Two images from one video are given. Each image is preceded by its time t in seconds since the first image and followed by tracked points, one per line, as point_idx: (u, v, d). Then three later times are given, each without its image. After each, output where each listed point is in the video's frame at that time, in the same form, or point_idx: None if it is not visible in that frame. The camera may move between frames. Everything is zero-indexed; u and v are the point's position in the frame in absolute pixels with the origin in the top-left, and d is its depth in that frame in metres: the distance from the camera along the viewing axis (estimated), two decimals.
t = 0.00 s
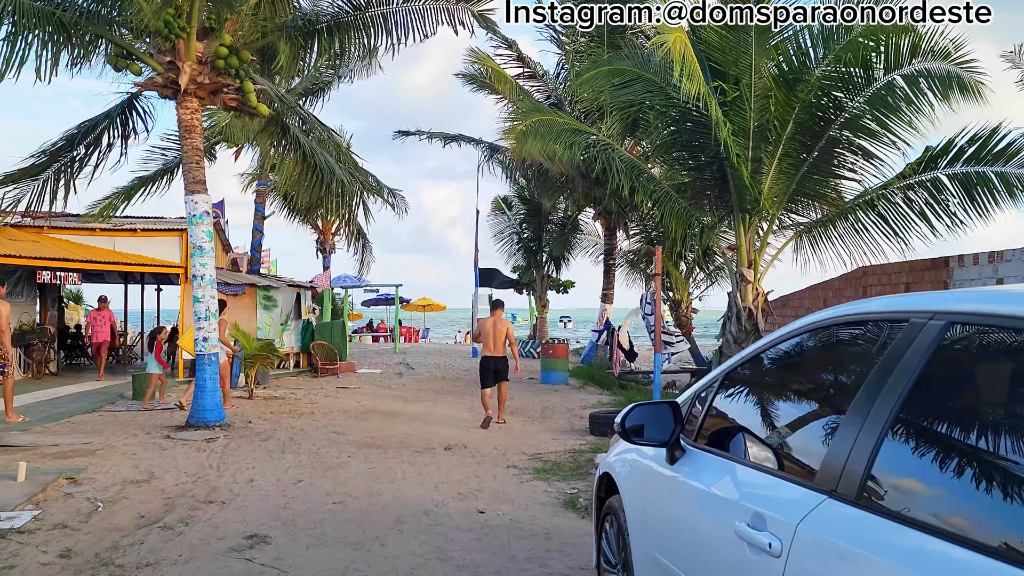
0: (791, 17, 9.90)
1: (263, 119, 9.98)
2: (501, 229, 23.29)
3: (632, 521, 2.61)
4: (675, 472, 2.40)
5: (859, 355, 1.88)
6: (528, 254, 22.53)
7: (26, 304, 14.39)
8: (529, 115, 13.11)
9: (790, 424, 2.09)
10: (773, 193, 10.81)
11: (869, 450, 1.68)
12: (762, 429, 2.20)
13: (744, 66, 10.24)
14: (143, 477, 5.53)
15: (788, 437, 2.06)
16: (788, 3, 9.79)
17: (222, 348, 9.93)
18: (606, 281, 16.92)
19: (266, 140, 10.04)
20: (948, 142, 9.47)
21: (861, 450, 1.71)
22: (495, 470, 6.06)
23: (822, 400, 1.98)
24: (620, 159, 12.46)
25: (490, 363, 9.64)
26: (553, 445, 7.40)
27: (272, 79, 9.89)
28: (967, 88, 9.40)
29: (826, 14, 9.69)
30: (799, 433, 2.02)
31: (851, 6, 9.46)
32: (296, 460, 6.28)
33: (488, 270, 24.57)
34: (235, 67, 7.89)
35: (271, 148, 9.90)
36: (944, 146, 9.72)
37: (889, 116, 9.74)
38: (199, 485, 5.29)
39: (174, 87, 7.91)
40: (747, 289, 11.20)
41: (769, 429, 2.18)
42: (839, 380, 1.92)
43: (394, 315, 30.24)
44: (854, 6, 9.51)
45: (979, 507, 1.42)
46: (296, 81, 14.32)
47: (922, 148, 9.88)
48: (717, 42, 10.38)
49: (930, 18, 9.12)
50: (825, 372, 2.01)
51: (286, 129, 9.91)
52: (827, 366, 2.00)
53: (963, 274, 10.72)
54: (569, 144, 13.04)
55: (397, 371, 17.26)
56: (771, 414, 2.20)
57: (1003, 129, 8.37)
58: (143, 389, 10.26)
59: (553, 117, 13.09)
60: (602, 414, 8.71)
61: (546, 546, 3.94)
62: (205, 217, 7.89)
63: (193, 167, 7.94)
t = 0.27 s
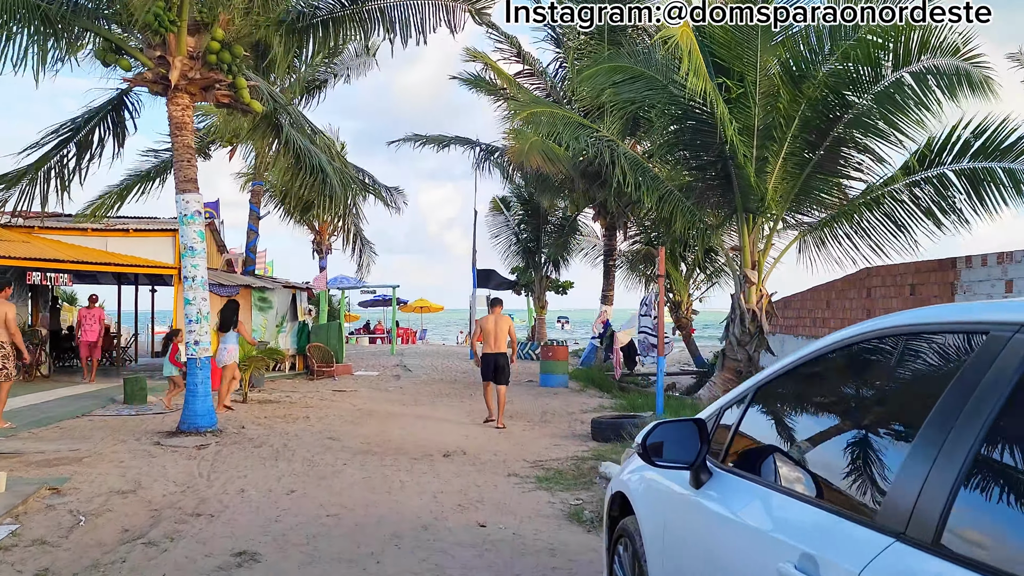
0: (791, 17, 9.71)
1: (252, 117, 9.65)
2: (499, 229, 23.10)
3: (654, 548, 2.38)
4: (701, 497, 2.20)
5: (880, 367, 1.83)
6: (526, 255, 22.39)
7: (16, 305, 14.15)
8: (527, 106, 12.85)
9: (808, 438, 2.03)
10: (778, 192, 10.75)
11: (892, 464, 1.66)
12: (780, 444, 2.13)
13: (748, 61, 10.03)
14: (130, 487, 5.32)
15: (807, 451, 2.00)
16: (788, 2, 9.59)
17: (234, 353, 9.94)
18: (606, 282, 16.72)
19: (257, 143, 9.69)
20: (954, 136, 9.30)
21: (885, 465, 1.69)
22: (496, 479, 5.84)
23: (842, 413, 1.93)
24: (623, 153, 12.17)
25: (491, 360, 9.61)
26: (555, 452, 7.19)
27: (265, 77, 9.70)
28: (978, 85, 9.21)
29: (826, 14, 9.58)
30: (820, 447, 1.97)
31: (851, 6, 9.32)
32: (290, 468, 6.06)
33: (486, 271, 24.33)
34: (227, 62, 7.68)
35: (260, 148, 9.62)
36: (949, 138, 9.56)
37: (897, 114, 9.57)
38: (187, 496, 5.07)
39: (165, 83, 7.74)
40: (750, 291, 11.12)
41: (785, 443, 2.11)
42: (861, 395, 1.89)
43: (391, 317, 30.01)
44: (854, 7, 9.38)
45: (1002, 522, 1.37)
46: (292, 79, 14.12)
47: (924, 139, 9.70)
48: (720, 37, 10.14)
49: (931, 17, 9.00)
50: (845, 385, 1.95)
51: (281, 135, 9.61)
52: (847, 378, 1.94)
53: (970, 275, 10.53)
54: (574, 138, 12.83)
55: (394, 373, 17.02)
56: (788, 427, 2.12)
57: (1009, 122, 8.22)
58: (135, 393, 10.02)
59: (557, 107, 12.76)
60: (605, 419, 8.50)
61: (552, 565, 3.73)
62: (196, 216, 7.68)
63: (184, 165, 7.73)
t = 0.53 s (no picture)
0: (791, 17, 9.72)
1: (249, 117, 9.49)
2: (498, 229, 22.91)
3: None
4: (736, 527, 2.01)
5: (907, 383, 1.79)
6: (526, 256, 22.21)
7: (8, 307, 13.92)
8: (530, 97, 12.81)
9: (835, 453, 1.98)
10: (784, 190, 10.59)
11: (926, 485, 1.65)
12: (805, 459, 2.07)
13: (754, 59, 9.93)
14: (120, 498, 5.11)
15: (833, 466, 1.96)
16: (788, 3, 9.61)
17: (256, 360, 9.64)
18: (607, 283, 16.53)
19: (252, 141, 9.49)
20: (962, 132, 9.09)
21: (918, 484, 1.68)
22: (500, 489, 5.65)
23: (871, 428, 1.88)
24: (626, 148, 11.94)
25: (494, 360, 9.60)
26: (559, 459, 6.99)
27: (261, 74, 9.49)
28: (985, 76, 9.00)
29: (826, 14, 9.57)
30: (847, 463, 1.92)
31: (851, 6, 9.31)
32: (286, 477, 5.86)
33: (486, 272, 24.11)
34: (222, 58, 7.47)
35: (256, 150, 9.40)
36: (955, 134, 9.38)
37: (905, 110, 9.37)
38: (179, 508, 4.87)
39: (158, 80, 7.51)
40: (756, 291, 10.88)
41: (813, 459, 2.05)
42: (889, 410, 1.84)
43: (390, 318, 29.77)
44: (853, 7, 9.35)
45: None
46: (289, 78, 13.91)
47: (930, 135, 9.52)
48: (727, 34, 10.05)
49: (931, 18, 8.72)
50: (873, 401, 1.89)
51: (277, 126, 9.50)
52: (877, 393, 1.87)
53: (980, 276, 10.33)
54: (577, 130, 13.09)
55: (393, 375, 16.81)
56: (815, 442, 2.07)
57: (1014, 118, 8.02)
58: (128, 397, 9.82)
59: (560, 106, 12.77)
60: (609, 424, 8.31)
61: None
62: (191, 217, 7.48)
63: (177, 164, 7.49)
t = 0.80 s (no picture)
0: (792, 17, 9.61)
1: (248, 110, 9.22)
2: (500, 229, 22.72)
3: None
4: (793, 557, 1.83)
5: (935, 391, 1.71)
6: (528, 257, 22.02)
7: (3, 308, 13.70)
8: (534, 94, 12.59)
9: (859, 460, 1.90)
10: (794, 187, 10.40)
11: (966, 493, 1.60)
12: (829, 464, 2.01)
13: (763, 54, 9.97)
14: (114, 507, 4.91)
15: (862, 474, 1.87)
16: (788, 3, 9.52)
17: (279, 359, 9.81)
18: (610, 283, 16.34)
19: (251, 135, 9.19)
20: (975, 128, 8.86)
21: (958, 493, 1.62)
22: (507, 495, 5.45)
23: (900, 433, 1.81)
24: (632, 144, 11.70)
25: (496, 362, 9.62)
26: (568, 463, 6.80)
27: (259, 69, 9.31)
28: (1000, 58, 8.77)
29: (826, 14, 9.60)
30: (877, 471, 1.84)
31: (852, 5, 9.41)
32: (286, 484, 5.66)
33: (486, 272, 23.89)
34: (219, 52, 7.24)
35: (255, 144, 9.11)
36: (966, 130, 9.19)
37: (917, 103, 9.13)
38: (175, 517, 4.67)
39: (154, 75, 7.30)
40: (765, 292, 10.68)
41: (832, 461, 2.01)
42: (920, 416, 1.76)
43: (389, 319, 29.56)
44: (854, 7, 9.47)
45: None
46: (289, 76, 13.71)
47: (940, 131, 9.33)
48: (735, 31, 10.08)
49: (932, 17, 8.63)
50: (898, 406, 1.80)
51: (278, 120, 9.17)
52: (898, 394, 1.78)
53: (992, 276, 10.14)
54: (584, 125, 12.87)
55: (394, 377, 16.60)
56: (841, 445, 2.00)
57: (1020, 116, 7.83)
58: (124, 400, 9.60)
59: (564, 103, 12.55)
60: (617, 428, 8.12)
61: None
62: (188, 215, 7.27)
63: (175, 160, 7.29)
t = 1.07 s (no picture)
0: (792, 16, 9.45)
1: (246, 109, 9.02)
2: (501, 230, 22.52)
3: None
4: None
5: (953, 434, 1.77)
6: (530, 257, 21.82)
7: None
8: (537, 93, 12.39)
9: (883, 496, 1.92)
10: (804, 187, 10.23)
11: (993, 514, 1.66)
12: (866, 489, 1.98)
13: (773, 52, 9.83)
14: (105, 522, 4.70)
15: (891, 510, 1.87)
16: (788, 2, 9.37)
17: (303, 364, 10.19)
18: (614, 285, 16.14)
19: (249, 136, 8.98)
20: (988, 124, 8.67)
21: (984, 515, 1.67)
22: (515, 508, 5.25)
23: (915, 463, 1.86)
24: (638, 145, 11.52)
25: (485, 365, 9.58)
26: (576, 472, 6.60)
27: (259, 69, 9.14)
28: None
29: (826, 14, 9.36)
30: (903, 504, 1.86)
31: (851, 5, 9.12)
32: (286, 496, 5.45)
33: (487, 273, 23.70)
34: (218, 50, 7.05)
35: (255, 144, 8.90)
36: (978, 128, 8.99)
37: (930, 100, 8.90)
38: (168, 534, 4.46)
39: (150, 72, 7.11)
40: (773, 294, 10.50)
41: (875, 489, 1.96)
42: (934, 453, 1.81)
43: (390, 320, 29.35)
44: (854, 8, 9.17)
45: None
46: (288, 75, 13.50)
47: (952, 129, 9.12)
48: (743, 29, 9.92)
49: (931, 18, 8.51)
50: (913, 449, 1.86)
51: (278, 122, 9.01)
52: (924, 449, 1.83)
53: (1006, 277, 9.93)
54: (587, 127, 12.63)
55: (395, 380, 16.38)
56: (881, 472, 1.95)
57: None
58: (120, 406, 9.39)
59: (567, 103, 12.38)
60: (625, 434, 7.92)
61: None
62: (185, 217, 7.06)
63: (172, 160, 7.09)
